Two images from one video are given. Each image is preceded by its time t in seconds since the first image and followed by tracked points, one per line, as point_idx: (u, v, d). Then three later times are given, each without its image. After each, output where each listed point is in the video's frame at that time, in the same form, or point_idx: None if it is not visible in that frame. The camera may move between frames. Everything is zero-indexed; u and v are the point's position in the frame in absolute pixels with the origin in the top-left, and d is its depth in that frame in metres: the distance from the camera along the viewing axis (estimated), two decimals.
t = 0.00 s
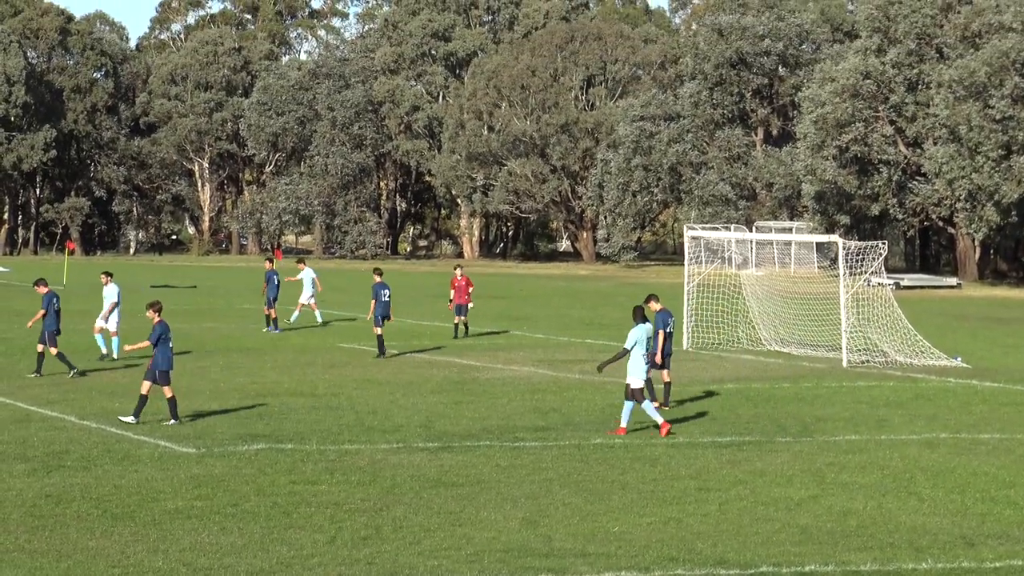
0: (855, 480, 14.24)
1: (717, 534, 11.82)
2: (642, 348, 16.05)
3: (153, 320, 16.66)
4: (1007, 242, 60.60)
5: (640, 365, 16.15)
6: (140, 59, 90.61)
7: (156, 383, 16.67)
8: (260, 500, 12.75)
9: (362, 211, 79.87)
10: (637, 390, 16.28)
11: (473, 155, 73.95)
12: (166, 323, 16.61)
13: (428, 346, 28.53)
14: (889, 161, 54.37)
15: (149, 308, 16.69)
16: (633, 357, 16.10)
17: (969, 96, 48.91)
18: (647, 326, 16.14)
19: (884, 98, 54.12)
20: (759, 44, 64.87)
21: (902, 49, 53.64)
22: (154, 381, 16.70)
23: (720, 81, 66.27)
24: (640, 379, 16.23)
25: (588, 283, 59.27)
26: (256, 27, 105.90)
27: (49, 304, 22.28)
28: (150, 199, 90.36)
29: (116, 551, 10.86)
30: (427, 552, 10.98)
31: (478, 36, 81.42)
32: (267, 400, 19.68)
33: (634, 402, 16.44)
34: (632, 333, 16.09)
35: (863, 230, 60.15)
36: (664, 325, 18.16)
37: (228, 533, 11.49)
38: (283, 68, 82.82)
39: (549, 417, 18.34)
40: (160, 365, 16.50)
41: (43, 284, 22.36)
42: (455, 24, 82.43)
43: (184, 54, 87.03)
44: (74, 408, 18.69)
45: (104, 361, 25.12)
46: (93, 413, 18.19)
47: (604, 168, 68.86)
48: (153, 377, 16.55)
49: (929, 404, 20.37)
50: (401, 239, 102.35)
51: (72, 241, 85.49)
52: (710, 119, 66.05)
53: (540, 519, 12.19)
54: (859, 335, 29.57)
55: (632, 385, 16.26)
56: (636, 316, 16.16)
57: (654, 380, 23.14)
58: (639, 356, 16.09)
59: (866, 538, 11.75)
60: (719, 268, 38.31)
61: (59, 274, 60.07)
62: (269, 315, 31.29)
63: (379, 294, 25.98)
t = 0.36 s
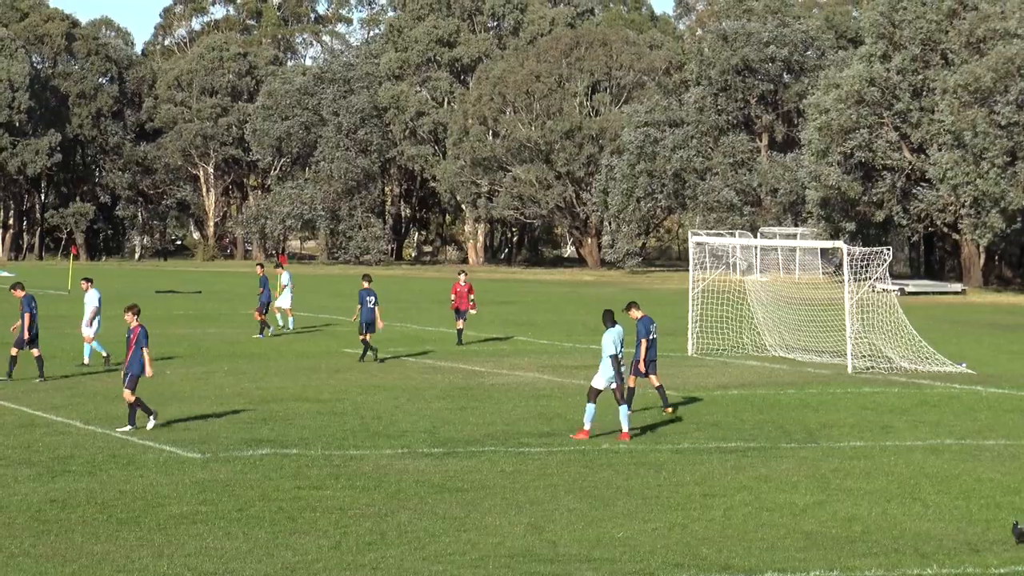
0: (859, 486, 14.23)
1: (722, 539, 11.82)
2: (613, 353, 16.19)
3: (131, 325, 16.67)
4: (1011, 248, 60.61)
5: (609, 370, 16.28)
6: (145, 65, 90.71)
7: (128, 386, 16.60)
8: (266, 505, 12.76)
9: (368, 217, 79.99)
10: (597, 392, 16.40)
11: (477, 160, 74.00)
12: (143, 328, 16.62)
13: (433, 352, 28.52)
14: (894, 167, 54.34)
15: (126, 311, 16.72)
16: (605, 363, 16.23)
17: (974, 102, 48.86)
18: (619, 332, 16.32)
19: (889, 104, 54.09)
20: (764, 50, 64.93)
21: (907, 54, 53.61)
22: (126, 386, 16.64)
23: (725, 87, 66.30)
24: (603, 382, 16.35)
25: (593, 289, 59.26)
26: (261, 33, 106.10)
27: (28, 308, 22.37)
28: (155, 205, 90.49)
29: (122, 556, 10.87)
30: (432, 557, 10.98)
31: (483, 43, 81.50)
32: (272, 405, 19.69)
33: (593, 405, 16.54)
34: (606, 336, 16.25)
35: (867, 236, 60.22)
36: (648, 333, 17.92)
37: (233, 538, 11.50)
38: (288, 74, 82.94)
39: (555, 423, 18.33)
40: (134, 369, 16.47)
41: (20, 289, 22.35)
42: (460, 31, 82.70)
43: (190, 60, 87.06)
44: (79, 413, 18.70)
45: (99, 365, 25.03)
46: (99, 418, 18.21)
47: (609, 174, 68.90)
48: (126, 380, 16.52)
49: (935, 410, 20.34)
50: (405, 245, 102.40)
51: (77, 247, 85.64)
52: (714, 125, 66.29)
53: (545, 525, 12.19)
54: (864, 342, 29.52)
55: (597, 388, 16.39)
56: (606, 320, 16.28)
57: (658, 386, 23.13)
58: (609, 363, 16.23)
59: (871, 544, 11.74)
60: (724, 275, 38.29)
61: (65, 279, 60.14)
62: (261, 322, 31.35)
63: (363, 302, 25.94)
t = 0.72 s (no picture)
0: (863, 489, 14.19)
1: (725, 543, 11.80)
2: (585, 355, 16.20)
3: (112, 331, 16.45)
4: (1015, 251, 60.58)
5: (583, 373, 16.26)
6: (148, 68, 90.73)
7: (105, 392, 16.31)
8: (268, 509, 12.75)
9: (371, 220, 80.00)
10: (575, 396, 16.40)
11: (480, 164, 74.00)
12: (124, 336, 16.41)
13: (436, 355, 28.56)
14: (897, 170, 54.24)
15: (107, 315, 16.49)
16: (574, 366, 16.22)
17: (977, 104, 48.77)
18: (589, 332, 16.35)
19: (892, 108, 54.00)
20: (767, 54, 64.92)
21: (910, 58, 53.54)
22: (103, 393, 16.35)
23: (728, 90, 66.30)
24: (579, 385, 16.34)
25: (597, 292, 59.23)
26: (264, 35, 106.21)
27: None
28: (158, 208, 90.54)
29: (124, 559, 10.86)
30: (435, 561, 10.96)
31: (485, 47, 81.52)
32: (275, 409, 19.70)
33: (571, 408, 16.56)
34: (576, 339, 16.24)
35: (871, 240, 60.21)
36: (630, 332, 18.47)
37: (235, 541, 11.48)
38: (291, 77, 82.98)
39: (558, 426, 18.32)
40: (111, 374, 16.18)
41: None
42: (464, 34, 82.82)
43: (193, 63, 87.02)
44: (82, 417, 18.71)
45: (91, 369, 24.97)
46: (102, 421, 18.21)
47: (612, 177, 68.88)
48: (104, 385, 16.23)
49: (937, 414, 20.32)
50: (409, 248, 102.39)
51: (81, 250, 85.68)
52: (717, 128, 66.39)
53: (548, 528, 12.17)
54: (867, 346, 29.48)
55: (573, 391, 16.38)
56: (575, 323, 16.30)
57: (661, 389, 23.11)
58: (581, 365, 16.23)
59: (873, 547, 11.71)
60: (727, 278, 38.24)
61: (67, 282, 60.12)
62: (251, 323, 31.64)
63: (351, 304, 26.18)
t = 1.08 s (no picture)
0: (865, 492, 14.19)
1: (728, 545, 11.80)
2: (556, 357, 16.37)
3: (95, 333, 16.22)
4: (1016, 254, 60.59)
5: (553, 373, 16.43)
6: (150, 70, 90.76)
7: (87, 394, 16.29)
8: (271, 511, 12.75)
9: (373, 222, 80.01)
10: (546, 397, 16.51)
11: (482, 166, 73.99)
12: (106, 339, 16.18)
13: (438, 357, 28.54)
14: (899, 172, 54.26)
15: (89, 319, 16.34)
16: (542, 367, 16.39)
17: (979, 107, 48.77)
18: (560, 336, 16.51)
19: (894, 110, 54.01)
20: (769, 56, 64.96)
21: (913, 61, 53.47)
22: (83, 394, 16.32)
23: (730, 92, 66.32)
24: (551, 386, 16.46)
25: (601, 294, 59.24)
26: (265, 37, 106.38)
27: None
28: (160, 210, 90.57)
29: (126, 561, 10.87)
30: (437, 563, 10.95)
31: (487, 49, 81.54)
32: (277, 411, 19.67)
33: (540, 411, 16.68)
34: (547, 342, 16.38)
35: (873, 242, 60.22)
36: (610, 336, 18.51)
37: (238, 543, 11.48)
38: (293, 79, 83.06)
39: (560, 428, 18.29)
40: (93, 378, 16.17)
41: None
42: (467, 36, 82.92)
43: (196, 65, 87.03)
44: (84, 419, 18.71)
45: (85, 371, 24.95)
46: (105, 424, 18.19)
47: (614, 179, 68.97)
48: (83, 389, 16.19)
49: (940, 416, 20.29)
50: (411, 250, 102.41)
51: (83, 253, 85.73)
52: (719, 130, 66.30)
53: (550, 530, 12.16)
54: (869, 348, 29.44)
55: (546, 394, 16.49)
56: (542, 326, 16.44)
57: (663, 391, 23.11)
58: (553, 365, 16.39)
59: (875, 550, 11.70)
60: (729, 280, 38.20)
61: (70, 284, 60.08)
62: (241, 324, 31.70)
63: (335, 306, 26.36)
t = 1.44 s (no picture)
0: (867, 493, 14.17)
1: (729, 547, 11.78)
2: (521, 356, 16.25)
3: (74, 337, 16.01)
4: (1017, 256, 60.61)
5: (517, 372, 16.31)
6: (153, 71, 90.78)
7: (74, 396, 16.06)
8: (272, 513, 12.73)
9: (375, 224, 80.08)
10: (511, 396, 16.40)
11: (483, 167, 73.98)
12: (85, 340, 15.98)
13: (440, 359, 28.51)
14: (901, 173, 54.28)
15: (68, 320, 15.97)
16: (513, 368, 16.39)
17: (981, 108, 48.78)
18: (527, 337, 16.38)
19: (896, 111, 54.01)
20: (770, 57, 64.99)
21: (915, 62, 53.45)
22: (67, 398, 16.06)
23: (731, 93, 66.35)
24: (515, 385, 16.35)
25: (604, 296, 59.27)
26: (267, 39, 106.52)
27: None
28: (162, 211, 90.57)
29: (128, 563, 10.86)
30: (439, 564, 10.94)
31: (490, 50, 81.63)
32: (279, 412, 19.66)
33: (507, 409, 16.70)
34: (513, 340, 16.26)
35: (875, 243, 60.23)
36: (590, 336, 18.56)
37: (239, 545, 11.47)
38: (295, 81, 83.14)
39: (561, 430, 18.27)
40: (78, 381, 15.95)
41: None
42: (469, 37, 82.98)
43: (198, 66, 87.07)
44: (85, 420, 18.70)
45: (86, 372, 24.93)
46: (106, 426, 18.19)
47: (616, 180, 69.06)
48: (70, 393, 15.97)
49: (941, 417, 20.28)
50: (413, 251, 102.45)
51: (85, 254, 85.79)
52: (721, 132, 66.22)
53: (552, 532, 12.16)
54: (871, 349, 29.40)
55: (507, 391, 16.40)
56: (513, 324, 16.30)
57: (666, 392, 23.10)
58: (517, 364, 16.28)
59: (878, 551, 11.69)
60: (732, 281, 38.17)
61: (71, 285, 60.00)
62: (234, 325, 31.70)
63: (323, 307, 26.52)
